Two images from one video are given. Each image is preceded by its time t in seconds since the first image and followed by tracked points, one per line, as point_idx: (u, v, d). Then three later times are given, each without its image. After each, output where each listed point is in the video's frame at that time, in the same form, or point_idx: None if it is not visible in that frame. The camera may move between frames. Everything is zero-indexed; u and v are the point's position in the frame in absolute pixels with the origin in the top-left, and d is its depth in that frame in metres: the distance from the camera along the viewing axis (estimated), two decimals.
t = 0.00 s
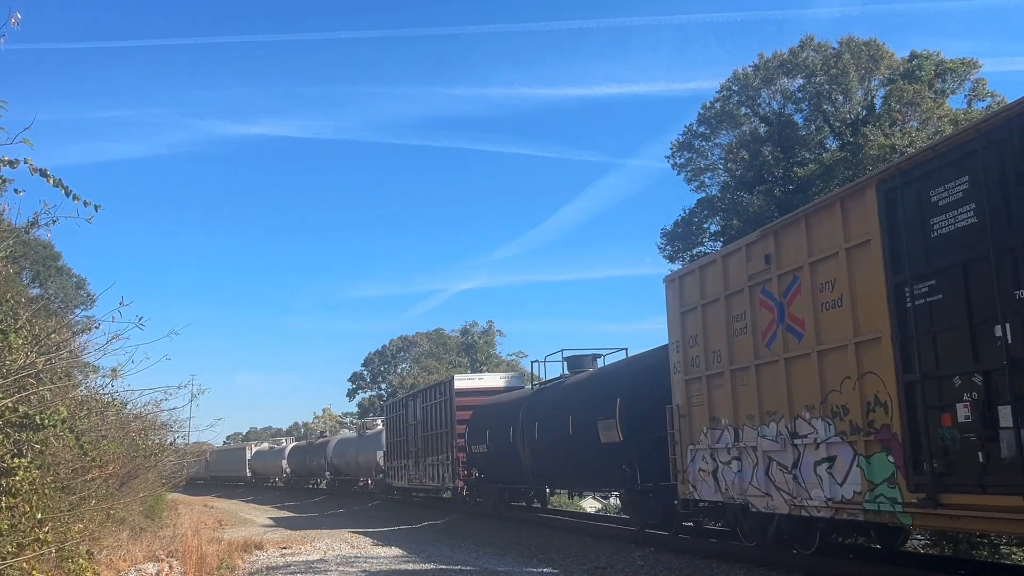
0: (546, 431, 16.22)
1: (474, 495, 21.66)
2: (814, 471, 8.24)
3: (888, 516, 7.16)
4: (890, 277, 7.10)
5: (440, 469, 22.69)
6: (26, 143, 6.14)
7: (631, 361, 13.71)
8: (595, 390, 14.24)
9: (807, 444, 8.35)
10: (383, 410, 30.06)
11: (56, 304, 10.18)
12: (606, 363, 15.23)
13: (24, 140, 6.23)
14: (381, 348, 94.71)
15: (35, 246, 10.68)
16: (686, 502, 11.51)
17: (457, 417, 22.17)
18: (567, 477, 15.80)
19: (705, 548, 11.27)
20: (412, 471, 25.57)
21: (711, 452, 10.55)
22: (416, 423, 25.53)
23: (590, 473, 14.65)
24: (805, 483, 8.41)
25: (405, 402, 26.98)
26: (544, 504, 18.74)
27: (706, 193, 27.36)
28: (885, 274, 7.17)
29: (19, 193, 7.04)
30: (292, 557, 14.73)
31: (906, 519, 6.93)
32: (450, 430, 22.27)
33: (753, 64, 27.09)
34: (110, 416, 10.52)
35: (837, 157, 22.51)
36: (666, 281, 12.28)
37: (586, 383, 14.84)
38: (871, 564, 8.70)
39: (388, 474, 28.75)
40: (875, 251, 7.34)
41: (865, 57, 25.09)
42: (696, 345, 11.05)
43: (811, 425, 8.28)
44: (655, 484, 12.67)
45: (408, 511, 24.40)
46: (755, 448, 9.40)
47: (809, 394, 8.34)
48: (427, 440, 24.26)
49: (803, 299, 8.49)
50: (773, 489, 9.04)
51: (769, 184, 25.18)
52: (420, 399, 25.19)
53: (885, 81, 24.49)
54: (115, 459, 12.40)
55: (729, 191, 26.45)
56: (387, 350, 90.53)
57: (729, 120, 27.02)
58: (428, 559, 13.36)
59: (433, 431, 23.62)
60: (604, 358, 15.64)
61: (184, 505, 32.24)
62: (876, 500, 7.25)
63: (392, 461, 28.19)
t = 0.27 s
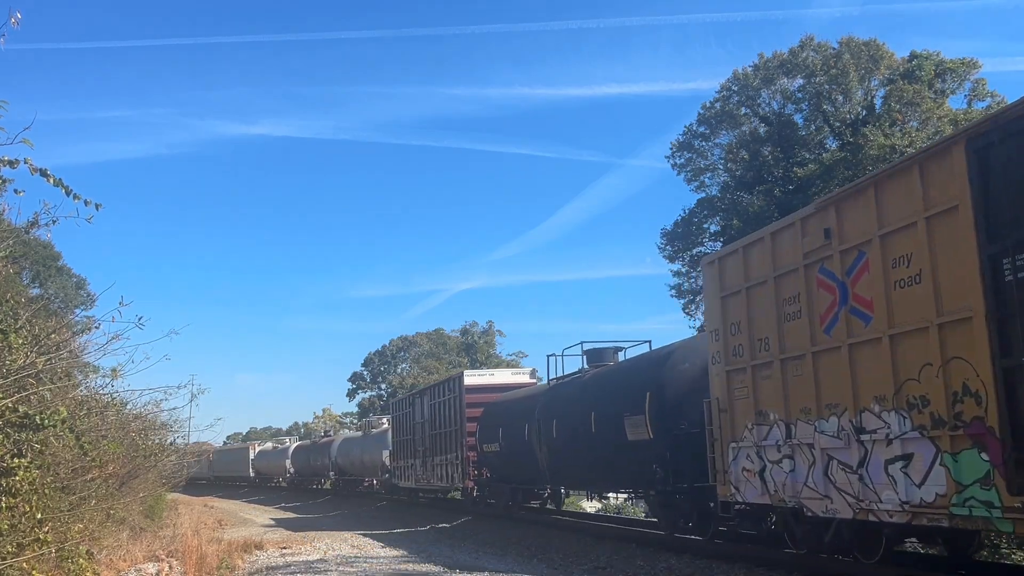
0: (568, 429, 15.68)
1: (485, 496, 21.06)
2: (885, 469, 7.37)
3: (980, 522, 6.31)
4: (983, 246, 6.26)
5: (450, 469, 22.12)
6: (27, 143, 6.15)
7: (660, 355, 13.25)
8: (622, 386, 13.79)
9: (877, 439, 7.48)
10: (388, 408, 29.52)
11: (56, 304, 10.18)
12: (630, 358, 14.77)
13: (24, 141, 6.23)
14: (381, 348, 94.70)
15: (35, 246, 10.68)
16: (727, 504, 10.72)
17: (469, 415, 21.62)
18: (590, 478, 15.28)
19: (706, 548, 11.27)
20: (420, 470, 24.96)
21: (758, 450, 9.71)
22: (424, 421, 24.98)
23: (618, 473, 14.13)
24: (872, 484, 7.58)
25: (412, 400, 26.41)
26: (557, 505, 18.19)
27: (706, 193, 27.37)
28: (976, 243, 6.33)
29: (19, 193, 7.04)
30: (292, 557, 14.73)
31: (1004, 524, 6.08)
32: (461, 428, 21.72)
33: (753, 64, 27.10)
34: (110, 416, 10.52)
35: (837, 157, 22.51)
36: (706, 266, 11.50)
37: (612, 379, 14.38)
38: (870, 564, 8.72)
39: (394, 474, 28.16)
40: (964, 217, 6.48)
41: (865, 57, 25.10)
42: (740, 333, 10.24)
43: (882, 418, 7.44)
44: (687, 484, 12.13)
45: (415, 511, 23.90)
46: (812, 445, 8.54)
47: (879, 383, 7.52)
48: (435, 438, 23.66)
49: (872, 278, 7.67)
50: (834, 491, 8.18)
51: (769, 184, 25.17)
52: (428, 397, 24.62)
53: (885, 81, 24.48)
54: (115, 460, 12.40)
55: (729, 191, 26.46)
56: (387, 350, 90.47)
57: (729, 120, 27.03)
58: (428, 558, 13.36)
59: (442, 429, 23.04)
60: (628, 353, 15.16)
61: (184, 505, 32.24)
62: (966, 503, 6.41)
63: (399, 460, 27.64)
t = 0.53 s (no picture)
0: (587, 426, 14.63)
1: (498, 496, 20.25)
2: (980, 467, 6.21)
3: None
4: None
5: (460, 468, 21.36)
6: (26, 143, 6.14)
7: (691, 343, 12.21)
8: (649, 378, 12.74)
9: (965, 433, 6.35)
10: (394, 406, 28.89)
11: (56, 304, 10.18)
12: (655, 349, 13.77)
13: (22, 140, 6.22)
14: (381, 348, 94.71)
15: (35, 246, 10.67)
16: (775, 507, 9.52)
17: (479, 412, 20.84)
18: (611, 478, 14.22)
19: (705, 547, 11.27)
20: (428, 470, 24.15)
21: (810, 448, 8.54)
22: (432, 419, 24.28)
23: (644, 472, 13.06)
24: (960, 486, 6.44)
25: (419, 397, 25.74)
26: (572, 506, 17.42)
27: (706, 194, 27.38)
28: None
29: (19, 193, 7.04)
30: (292, 556, 14.73)
31: None
32: (472, 426, 20.88)
33: (753, 64, 27.11)
34: (110, 416, 10.52)
35: (837, 157, 22.51)
36: (748, 244, 10.25)
37: (637, 370, 13.34)
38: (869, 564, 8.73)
39: (401, 474, 27.46)
40: None
41: (865, 57, 25.11)
42: (793, 317, 9.01)
43: (972, 410, 6.30)
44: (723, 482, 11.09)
45: (423, 513, 23.27)
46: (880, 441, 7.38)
47: (969, 370, 6.36)
48: (444, 437, 22.92)
49: (962, 247, 6.49)
50: (908, 494, 7.04)
51: (769, 184, 25.17)
52: (437, 393, 23.88)
53: (886, 81, 24.48)
54: (115, 460, 12.40)
55: (728, 191, 26.46)
56: (387, 350, 90.42)
57: (729, 120, 27.04)
58: (429, 558, 13.36)
59: (451, 427, 22.27)
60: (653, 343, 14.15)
61: (184, 505, 32.25)
62: None
63: (405, 460, 26.95)
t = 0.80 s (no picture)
0: (614, 423, 13.57)
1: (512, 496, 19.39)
2: None
3: None
4: None
5: (471, 468, 20.52)
6: (26, 143, 6.15)
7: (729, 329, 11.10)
8: (682, 370, 11.63)
9: None
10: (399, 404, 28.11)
11: (56, 304, 10.18)
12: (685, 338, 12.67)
13: (23, 140, 6.23)
14: (381, 348, 94.72)
15: (35, 245, 10.68)
16: (836, 510, 8.64)
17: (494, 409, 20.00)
18: (641, 478, 13.19)
19: (706, 548, 11.25)
20: (438, 469, 23.26)
21: (879, 443, 7.70)
22: (440, 417, 23.47)
23: (679, 471, 12.02)
24: None
25: (426, 394, 24.94)
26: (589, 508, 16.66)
27: (706, 194, 27.37)
28: None
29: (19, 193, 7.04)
30: (292, 556, 14.72)
31: None
32: (483, 423, 19.96)
33: (753, 64, 27.12)
34: (110, 416, 10.52)
35: (837, 157, 22.49)
36: (803, 219, 9.41)
37: (668, 361, 12.24)
38: (869, 564, 8.74)
39: (408, 474, 26.62)
40: None
41: (865, 57, 25.12)
42: (858, 297, 8.17)
43: None
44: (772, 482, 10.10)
45: (432, 515, 22.52)
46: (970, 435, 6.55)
47: None
48: (455, 434, 22.06)
49: None
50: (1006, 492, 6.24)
51: (768, 184, 25.18)
52: (447, 389, 23.01)
53: (886, 81, 24.49)
54: (115, 460, 12.41)
55: (728, 191, 26.46)
56: (387, 350, 90.39)
57: (729, 120, 27.05)
58: (429, 558, 13.35)
59: (462, 425, 21.40)
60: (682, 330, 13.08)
61: (184, 505, 32.25)
62: None
63: (412, 459, 26.07)
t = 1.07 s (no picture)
0: (648, 419, 12.69)
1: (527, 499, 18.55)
2: None
3: None
4: None
5: (484, 468, 19.73)
6: (25, 143, 6.16)
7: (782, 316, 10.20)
8: (729, 359, 10.80)
9: None
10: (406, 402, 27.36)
11: (56, 304, 10.17)
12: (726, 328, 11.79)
13: (22, 140, 6.24)
14: (381, 349, 94.73)
15: (35, 246, 10.67)
16: (907, 515, 7.67)
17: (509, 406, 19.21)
18: (678, 478, 12.30)
19: (706, 548, 11.25)
20: (449, 469, 22.46)
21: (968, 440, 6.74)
22: (450, 414, 22.72)
23: (721, 471, 11.12)
24: None
25: (435, 390, 24.20)
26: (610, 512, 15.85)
27: (706, 194, 27.37)
28: None
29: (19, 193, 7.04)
30: (292, 557, 14.72)
31: None
32: (498, 420, 19.15)
33: (753, 64, 27.13)
34: (110, 416, 10.52)
35: (837, 157, 22.47)
36: (872, 184, 8.36)
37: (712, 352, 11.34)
38: (868, 565, 8.75)
39: (417, 474, 25.83)
40: None
41: (865, 57, 25.13)
42: (942, 272, 7.14)
43: None
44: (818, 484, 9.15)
45: (441, 516, 21.78)
46: None
47: None
48: (467, 432, 21.26)
49: None
50: None
51: (768, 184, 25.20)
52: (458, 385, 22.22)
53: (886, 81, 24.49)
54: (115, 459, 12.41)
55: (729, 192, 26.46)
56: (387, 350, 90.37)
57: (729, 120, 27.05)
58: (429, 558, 13.35)
59: (475, 422, 20.62)
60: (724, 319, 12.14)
61: (184, 506, 32.25)
62: None
63: (421, 459, 25.29)
